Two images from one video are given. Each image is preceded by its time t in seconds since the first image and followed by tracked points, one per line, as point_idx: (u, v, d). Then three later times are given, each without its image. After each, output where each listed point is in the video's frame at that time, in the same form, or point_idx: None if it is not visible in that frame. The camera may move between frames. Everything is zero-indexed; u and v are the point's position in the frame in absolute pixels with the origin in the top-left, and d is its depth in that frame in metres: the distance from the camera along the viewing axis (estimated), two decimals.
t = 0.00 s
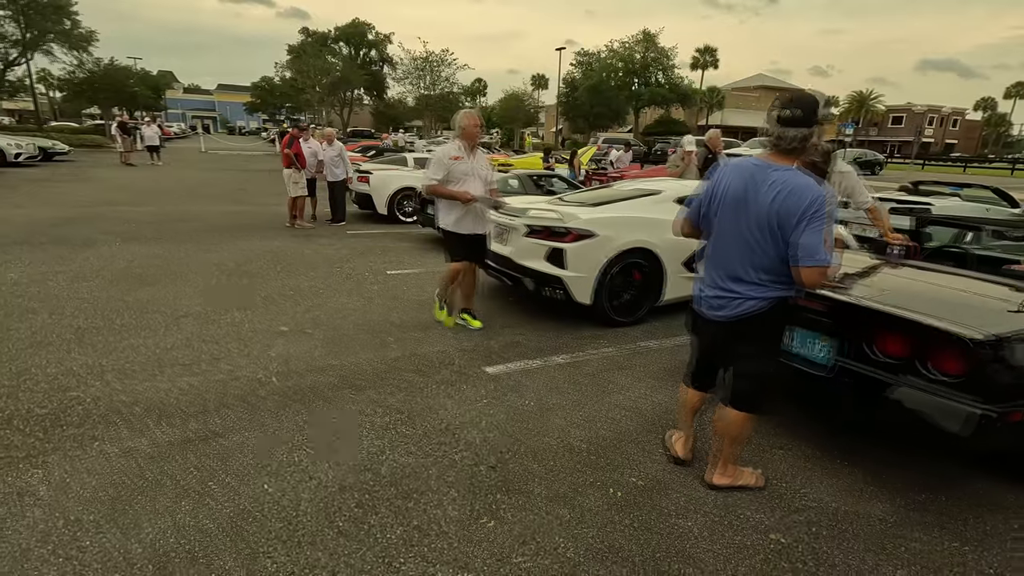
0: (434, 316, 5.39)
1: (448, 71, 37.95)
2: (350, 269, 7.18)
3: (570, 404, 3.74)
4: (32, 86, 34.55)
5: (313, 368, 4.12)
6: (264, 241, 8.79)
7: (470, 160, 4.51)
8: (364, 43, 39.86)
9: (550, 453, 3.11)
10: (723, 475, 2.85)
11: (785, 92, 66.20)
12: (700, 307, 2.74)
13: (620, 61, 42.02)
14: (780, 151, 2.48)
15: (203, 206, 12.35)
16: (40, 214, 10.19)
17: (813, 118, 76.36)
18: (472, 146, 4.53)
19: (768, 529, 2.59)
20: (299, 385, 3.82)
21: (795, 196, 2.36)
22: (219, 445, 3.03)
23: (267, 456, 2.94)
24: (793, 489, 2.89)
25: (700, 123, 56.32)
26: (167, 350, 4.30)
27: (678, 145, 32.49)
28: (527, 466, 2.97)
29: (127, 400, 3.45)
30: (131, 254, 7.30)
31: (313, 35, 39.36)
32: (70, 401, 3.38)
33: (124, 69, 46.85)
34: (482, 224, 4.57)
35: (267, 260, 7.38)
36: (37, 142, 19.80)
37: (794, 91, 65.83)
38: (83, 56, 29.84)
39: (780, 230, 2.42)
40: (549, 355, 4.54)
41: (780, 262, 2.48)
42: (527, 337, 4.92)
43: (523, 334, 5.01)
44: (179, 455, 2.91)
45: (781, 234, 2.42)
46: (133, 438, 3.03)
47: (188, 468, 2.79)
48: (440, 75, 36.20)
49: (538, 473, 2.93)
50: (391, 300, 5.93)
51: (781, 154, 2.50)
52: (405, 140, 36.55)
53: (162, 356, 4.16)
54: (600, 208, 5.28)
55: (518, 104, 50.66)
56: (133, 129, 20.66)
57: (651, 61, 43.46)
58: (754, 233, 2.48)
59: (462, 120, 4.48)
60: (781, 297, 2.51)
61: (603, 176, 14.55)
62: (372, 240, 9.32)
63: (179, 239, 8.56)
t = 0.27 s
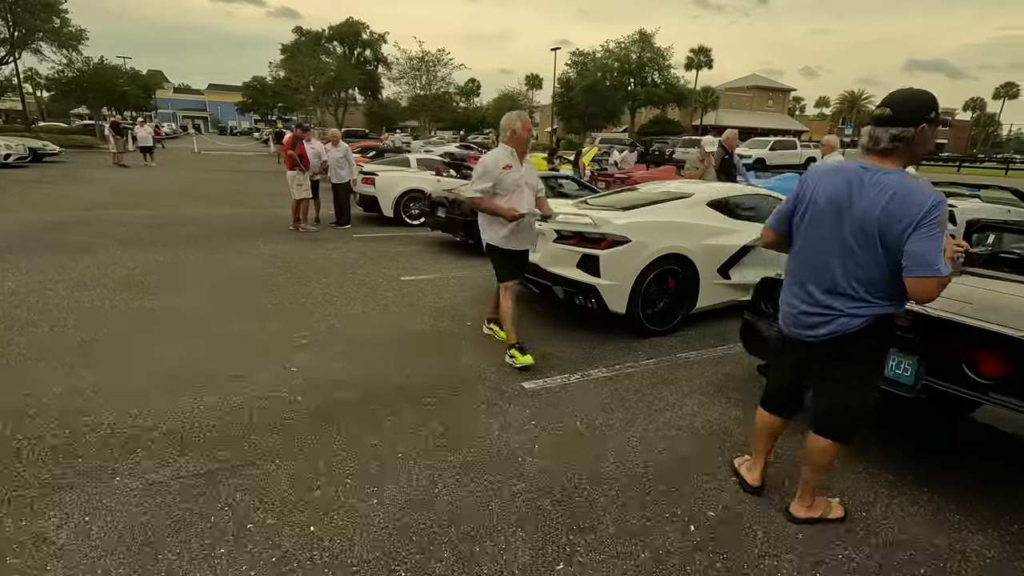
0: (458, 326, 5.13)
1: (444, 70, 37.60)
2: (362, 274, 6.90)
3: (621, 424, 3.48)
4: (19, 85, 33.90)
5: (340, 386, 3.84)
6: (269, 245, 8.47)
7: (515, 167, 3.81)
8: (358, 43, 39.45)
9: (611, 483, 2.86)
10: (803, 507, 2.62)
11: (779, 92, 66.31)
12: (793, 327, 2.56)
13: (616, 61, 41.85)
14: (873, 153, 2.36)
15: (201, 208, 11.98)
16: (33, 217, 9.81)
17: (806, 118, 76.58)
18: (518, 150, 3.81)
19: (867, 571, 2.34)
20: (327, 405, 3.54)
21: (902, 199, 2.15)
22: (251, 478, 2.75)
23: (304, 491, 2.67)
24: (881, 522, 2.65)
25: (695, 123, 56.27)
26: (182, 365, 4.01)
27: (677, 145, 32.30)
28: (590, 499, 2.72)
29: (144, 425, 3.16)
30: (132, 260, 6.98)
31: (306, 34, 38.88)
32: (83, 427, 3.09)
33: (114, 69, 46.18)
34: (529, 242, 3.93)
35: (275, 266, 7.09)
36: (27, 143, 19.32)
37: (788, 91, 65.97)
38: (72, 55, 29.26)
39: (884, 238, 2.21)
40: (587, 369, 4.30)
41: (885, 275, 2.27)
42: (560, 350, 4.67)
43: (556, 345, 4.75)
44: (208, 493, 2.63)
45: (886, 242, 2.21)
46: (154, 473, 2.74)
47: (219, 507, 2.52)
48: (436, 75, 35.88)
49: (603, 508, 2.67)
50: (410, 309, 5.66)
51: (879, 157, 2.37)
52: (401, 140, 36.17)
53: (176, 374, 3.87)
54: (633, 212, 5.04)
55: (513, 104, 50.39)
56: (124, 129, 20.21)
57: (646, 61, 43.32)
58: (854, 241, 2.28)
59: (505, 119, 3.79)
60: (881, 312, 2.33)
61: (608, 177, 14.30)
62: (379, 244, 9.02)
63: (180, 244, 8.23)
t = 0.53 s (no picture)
0: (484, 333, 4.94)
1: (440, 70, 37.33)
2: (375, 279, 6.69)
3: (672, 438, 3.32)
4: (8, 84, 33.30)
5: (370, 399, 3.64)
6: (275, 248, 8.25)
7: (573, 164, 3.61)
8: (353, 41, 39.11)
9: (675, 506, 2.68)
10: (890, 530, 2.45)
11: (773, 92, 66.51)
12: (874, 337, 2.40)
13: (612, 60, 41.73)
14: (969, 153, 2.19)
15: (200, 210, 11.71)
16: (29, 219, 9.52)
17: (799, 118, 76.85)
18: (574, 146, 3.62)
19: None
20: (360, 421, 3.34)
21: (1012, 201, 2.03)
22: (291, 504, 2.56)
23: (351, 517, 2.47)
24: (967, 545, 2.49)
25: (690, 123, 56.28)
26: (202, 378, 3.81)
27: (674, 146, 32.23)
28: (657, 525, 2.54)
29: (169, 445, 2.95)
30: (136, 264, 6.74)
31: (300, 33, 38.51)
32: (105, 449, 2.88)
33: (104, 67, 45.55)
34: (583, 245, 3.75)
35: (285, 270, 6.87)
36: (18, 142, 18.91)
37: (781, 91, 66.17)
38: (62, 53, 28.76)
39: (991, 241, 2.08)
40: (624, 379, 4.12)
41: (989, 282, 2.12)
42: (593, 358, 4.50)
43: (588, 353, 4.57)
44: (247, 522, 2.43)
45: (991, 246, 2.08)
46: (186, 499, 2.54)
47: (261, 539, 2.32)
48: (432, 74, 35.61)
49: (671, 534, 2.51)
50: (431, 315, 5.47)
51: (978, 157, 2.19)
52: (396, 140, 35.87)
53: (197, 387, 3.66)
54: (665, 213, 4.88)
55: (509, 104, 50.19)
56: (118, 129, 19.85)
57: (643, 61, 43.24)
58: (956, 243, 2.14)
59: (561, 111, 3.56)
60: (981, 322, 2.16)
61: (614, 177, 14.15)
62: (388, 247, 8.81)
63: (184, 247, 7.99)
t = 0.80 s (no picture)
0: (510, 343, 4.73)
1: (432, 70, 37.02)
2: (387, 286, 6.44)
3: (729, 459, 3.13)
4: None
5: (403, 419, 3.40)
6: (278, 253, 7.97)
7: (645, 172, 3.39)
8: (344, 41, 38.71)
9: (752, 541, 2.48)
10: (987, 563, 2.30)
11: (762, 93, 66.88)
12: (962, 353, 2.28)
13: (605, 61, 41.67)
14: None
15: (196, 213, 11.38)
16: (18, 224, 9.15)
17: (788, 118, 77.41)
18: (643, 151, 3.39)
19: None
20: (397, 445, 3.11)
21: None
22: (337, 543, 2.33)
23: (407, 560, 2.25)
24: None
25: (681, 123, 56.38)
26: (220, 396, 3.56)
27: (668, 146, 32.18)
28: (742, 566, 2.33)
29: (195, 475, 2.71)
30: (136, 271, 6.45)
31: (290, 32, 38.03)
32: (125, 483, 2.62)
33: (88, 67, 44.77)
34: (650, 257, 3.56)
35: (292, 277, 6.61)
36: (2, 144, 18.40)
37: (770, 92, 66.58)
38: (46, 52, 28.12)
39: None
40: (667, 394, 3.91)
41: None
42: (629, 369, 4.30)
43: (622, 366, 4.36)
44: (292, 567, 2.19)
45: None
46: (221, 540, 2.30)
47: None
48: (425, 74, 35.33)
49: (753, 572, 2.32)
50: (451, 324, 5.24)
51: None
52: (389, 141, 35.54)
53: (215, 407, 3.41)
54: (698, 218, 4.71)
55: (500, 104, 50.00)
56: (106, 129, 19.39)
57: (635, 62, 43.18)
58: None
59: (633, 114, 3.32)
60: None
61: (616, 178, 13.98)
62: (394, 251, 8.56)
63: (183, 252, 7.70)
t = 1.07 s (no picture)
0: (525, 351, 4.54)
1: (417, 69, 36.69)
2: (389, 291, 6.22)
3: (771, 474, 2.97)
4: None
5: (422, 437, 3.20)
6: (272, 258, 7.70)
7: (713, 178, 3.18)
8: (327, 40, 38.24)
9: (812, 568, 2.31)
10: None
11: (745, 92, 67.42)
12: None
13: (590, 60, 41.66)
14: None
15: (181, 216, 11.03)
16: None
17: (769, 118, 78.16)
18: (711, 155, 3.20)
19: None
20: (419, 466, 2.90)
21: None
22: None
23: None
24: None
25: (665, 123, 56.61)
26: (224, 414, 3.32)
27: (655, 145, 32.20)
28: None
29: (205, 505, 2.48)
30: (124, 279, 6.16)
31: (272, 32, 37.45)
32: (128, 517, 2.39)
33: (64, 66, 43.74)
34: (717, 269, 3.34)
35: (289, 283, 6.36)
36: None
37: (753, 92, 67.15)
38: (19, 50, 27.32)
39: None
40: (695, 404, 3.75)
41: None
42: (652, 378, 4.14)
43: (643, 374, 4.20)
44: None
45: None
46: None
47: None
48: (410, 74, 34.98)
49: None
50: (460, 331, 5.03)
51: None
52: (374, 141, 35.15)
53: (220, 426, 3.18)
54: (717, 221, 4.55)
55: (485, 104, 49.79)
56: (84, 130, 18.83)
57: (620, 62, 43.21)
58: None
59: (700, 115, 3.13)
60: None
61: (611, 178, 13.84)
62: (391, 254, 8.33)
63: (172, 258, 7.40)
